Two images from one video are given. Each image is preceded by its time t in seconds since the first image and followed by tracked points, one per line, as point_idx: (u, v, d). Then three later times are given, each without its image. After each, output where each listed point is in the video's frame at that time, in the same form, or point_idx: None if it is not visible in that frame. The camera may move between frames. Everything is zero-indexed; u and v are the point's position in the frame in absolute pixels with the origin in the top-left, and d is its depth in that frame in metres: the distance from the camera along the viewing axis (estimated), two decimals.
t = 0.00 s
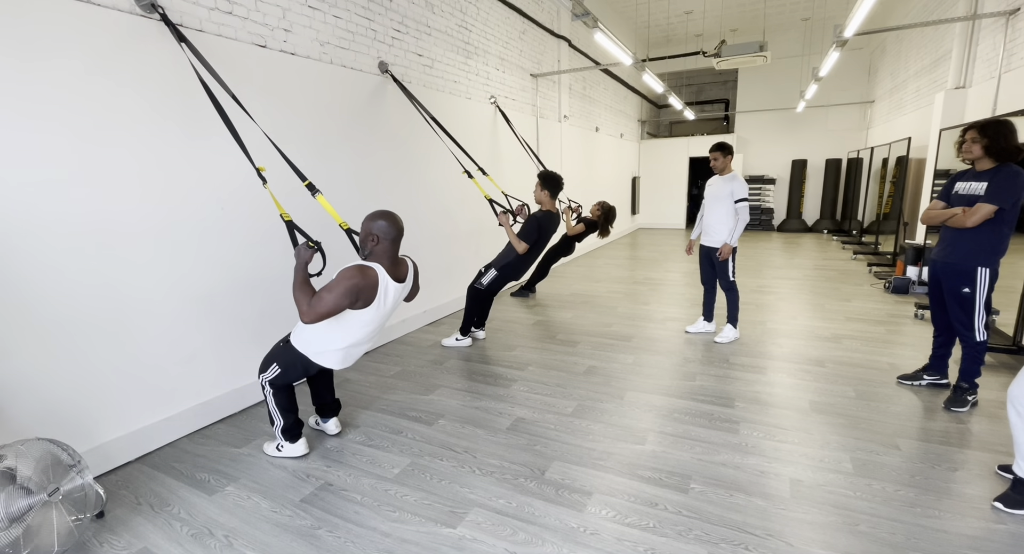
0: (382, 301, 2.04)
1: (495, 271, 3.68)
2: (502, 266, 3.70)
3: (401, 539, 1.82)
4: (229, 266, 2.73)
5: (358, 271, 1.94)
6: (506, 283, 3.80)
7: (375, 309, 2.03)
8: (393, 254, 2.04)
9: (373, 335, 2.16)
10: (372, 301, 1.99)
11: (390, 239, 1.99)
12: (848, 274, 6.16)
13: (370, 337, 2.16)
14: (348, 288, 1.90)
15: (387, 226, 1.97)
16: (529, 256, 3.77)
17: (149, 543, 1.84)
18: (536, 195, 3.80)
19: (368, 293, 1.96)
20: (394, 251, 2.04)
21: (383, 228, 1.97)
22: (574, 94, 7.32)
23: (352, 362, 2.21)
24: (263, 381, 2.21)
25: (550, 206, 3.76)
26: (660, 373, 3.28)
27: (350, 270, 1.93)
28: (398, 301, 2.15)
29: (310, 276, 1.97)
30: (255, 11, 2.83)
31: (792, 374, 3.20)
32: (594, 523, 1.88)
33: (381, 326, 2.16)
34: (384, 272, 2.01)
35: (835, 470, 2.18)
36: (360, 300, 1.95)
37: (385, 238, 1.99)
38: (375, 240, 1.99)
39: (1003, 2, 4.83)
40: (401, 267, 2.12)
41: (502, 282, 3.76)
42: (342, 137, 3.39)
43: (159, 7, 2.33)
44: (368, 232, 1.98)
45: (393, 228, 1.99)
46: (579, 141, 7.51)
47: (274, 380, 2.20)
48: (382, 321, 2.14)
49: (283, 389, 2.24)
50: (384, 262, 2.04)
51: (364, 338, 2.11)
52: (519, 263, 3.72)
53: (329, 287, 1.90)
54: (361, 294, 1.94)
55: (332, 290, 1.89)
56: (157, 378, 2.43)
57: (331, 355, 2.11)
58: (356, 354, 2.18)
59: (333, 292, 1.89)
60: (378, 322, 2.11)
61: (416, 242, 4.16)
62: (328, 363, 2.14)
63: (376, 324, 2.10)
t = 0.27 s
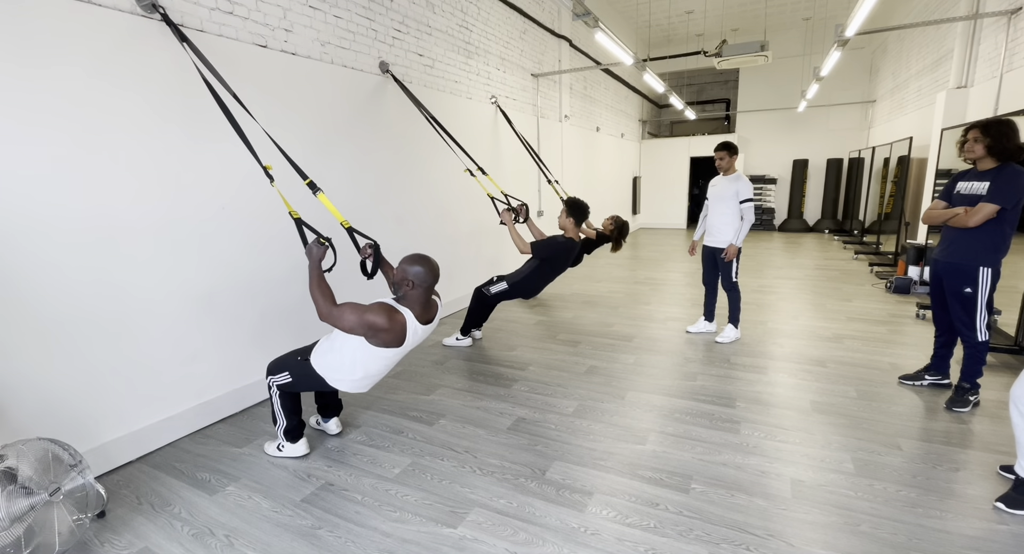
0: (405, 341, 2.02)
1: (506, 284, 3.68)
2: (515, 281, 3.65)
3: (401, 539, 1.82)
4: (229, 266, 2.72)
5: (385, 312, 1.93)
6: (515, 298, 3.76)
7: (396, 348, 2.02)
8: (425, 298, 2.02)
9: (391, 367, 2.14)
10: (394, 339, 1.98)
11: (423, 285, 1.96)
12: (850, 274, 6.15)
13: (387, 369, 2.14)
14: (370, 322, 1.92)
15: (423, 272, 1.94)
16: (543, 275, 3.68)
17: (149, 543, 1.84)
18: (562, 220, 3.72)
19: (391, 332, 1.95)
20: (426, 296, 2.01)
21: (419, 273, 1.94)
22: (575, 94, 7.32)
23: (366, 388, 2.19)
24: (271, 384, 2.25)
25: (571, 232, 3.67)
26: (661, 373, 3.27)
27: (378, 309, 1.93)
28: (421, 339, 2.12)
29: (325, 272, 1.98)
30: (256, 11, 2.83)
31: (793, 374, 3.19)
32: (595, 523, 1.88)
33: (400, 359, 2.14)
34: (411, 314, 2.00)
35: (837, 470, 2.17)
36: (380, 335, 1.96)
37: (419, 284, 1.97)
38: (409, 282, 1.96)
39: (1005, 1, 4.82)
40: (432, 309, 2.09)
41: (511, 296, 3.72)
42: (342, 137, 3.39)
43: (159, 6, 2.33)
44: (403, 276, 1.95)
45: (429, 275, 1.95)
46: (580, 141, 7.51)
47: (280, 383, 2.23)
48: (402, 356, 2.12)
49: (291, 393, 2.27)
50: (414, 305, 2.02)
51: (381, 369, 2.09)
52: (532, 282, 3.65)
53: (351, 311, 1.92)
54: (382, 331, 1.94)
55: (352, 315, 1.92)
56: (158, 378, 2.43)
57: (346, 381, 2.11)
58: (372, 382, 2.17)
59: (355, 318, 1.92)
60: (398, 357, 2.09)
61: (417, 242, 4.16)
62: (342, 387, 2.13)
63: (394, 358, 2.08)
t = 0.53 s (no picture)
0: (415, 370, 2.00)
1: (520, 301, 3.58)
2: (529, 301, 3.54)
3: (401, 539, 1.82)
4: (229, 266, 2.72)
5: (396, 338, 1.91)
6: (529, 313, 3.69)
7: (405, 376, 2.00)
8: (440, 330, 1.97)
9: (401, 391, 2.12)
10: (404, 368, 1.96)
11: (440, 320, 1.92)
12: (850, 274, 6.15)
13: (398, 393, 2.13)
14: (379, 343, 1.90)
15: (441, 307, 1.89)
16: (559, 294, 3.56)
17: (150, 542, 1.84)
18: (579, 240, 3.50)
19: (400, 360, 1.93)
20: (442, 328, 1.97)
21: (435, 308, 1.88)
22: (575, 94, 7.32)
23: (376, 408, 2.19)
24: (277, 386, 2.26)
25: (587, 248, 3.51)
26: (661, 373, 3.27)
27: (390, 334, 1.91)
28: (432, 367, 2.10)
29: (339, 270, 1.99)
30: (256, 11, 2.83)
31: (794, 374, 3.19)
32: (595, 523, 1.88)
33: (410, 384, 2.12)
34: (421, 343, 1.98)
35: (837, 470, 2.17)
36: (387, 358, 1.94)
37: (435, 318, 1.92)
38: (425, 314, 1.91)
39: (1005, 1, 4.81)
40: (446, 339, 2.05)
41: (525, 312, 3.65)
42: (343, 137, 3.39)
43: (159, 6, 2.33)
44: (421, 308, 1.90)
45: (446, 311, 1.90)
46: (580, 141, 7.50)
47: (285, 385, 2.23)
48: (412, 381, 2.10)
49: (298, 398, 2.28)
50: (427, 334, 1.98)
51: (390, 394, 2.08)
52: (547, 301, 3.54)
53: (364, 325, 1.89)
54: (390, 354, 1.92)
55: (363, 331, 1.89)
56: (158, 378, 2.43)
57: (355, 402, 2.10)
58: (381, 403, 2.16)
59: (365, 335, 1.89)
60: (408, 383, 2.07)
61: (418, 242, 4.16)
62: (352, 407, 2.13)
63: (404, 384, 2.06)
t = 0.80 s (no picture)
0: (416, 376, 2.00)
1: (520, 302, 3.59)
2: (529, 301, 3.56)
3: (402, 538, 1.83)
4: (229, 266, 2.72)
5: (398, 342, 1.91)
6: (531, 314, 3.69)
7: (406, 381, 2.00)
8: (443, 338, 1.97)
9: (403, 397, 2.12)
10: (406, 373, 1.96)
11: (443, 329, 1.92)
12: (851, 274, 6.15)
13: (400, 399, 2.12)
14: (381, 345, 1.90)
15: (445, 314, 1.89)
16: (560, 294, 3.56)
17: (150, 542, 1.84)
18: (578, 241, 3.51)
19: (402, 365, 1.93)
20: (445, 336, 1.97)
21: (439, 315, 1.89)
22: (576, 94, 7.32)
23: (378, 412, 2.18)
24: (280, 386, 2.26)
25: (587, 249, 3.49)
26: (662, 373, 3.27)
27: (392, 338, 1.91)
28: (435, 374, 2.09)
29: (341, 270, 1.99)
30: (257, 11, 2.83)
31: (795, 374, 3.19)
32: (596, 523, 1.88)
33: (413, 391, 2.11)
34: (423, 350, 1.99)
35: (838, 470, 2.17)
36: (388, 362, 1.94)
37: (439, 326, 1.92)
38: (429, 322, 1.92)
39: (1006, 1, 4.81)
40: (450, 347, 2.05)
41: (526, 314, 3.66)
42: (343, 137, 3.39)
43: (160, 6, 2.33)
44: (425, 316, 1.91)
45: (449, 319, 1.91)
46: (581, 141, 7.51)
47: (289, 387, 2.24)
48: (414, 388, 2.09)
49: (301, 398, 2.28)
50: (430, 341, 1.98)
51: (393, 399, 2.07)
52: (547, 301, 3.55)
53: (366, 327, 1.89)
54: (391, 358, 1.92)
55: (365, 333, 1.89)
56: (158, 378, 2.43)
57: (357, 405, 2.10)
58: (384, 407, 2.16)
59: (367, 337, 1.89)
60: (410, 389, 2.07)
61: (418, 242, 4.16)
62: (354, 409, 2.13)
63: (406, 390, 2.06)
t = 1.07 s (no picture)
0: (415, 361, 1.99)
1: (515, 291, 3.61)
2: (524, 289, 3.58)
3: (402, 539, 1.82)
4: (230, 266, 2.72)
5: (396, 327, 1.91)
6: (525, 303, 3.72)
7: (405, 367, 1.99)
8: (440, 321, 1.97)
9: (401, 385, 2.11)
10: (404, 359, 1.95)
11: (440, 310, 1.91)
12: (851, 275, 6.15)
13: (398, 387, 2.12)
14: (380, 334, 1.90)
15: (441, 295, 1.89)
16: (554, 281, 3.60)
17: (151, 542, 1.84)
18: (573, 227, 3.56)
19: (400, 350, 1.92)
20: (442, 319, 1.96)
21: (435, 296, 1.89)
22: (577, 95, 7.33)
23: (378, 402, 2.18)
24: (279, 387, 2.25)
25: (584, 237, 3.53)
26: (662, 373, 3.27)
27: (390, 325, 1.91)
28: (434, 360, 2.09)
29: (337, 272, 2.00)
30: (258, 11, 2.84)
31: (795, 374, 3.19)
32: (596, 523, 1.88)
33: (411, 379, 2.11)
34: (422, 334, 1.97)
35: (838, 470, 2.17)
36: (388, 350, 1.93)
37: (435, 308, 1.92)
38: (425, 304, 1.92)
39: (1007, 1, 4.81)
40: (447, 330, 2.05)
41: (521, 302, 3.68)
42: (343, 137, 3.39)
43: (161, 6, 2.34)
44: (420, 298, 1.91)
45: (446, 300, 1.90)
46: (581, 141, 7.51)
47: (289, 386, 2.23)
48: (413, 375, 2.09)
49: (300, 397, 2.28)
50: (427, 325, 1.98)
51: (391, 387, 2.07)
52: (542, 289, 3.58)
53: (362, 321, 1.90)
54: (391, 345, 1.92)
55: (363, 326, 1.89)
56: (158, 378, 2.43)
57: (355, 394, 2.10)
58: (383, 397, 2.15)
59: (365, 328, 1.89)
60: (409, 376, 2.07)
61: (418, 242, 4.16)
62: (353, 399, 2.13)
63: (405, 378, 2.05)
